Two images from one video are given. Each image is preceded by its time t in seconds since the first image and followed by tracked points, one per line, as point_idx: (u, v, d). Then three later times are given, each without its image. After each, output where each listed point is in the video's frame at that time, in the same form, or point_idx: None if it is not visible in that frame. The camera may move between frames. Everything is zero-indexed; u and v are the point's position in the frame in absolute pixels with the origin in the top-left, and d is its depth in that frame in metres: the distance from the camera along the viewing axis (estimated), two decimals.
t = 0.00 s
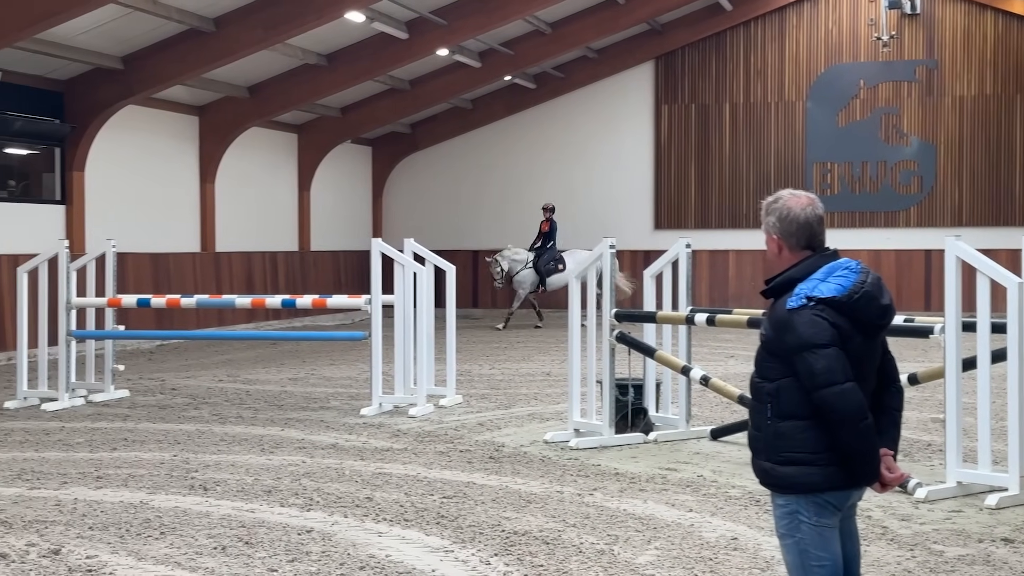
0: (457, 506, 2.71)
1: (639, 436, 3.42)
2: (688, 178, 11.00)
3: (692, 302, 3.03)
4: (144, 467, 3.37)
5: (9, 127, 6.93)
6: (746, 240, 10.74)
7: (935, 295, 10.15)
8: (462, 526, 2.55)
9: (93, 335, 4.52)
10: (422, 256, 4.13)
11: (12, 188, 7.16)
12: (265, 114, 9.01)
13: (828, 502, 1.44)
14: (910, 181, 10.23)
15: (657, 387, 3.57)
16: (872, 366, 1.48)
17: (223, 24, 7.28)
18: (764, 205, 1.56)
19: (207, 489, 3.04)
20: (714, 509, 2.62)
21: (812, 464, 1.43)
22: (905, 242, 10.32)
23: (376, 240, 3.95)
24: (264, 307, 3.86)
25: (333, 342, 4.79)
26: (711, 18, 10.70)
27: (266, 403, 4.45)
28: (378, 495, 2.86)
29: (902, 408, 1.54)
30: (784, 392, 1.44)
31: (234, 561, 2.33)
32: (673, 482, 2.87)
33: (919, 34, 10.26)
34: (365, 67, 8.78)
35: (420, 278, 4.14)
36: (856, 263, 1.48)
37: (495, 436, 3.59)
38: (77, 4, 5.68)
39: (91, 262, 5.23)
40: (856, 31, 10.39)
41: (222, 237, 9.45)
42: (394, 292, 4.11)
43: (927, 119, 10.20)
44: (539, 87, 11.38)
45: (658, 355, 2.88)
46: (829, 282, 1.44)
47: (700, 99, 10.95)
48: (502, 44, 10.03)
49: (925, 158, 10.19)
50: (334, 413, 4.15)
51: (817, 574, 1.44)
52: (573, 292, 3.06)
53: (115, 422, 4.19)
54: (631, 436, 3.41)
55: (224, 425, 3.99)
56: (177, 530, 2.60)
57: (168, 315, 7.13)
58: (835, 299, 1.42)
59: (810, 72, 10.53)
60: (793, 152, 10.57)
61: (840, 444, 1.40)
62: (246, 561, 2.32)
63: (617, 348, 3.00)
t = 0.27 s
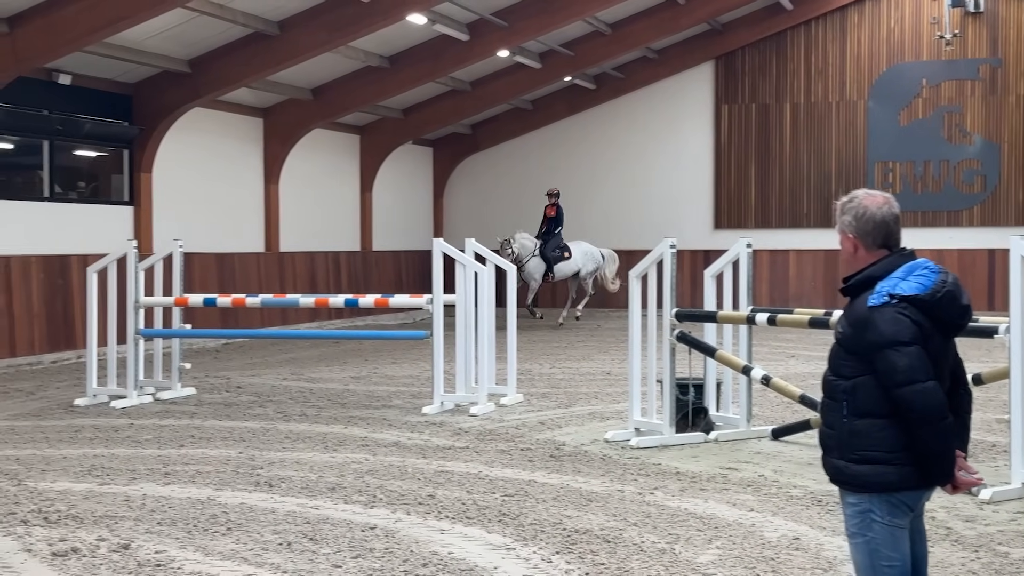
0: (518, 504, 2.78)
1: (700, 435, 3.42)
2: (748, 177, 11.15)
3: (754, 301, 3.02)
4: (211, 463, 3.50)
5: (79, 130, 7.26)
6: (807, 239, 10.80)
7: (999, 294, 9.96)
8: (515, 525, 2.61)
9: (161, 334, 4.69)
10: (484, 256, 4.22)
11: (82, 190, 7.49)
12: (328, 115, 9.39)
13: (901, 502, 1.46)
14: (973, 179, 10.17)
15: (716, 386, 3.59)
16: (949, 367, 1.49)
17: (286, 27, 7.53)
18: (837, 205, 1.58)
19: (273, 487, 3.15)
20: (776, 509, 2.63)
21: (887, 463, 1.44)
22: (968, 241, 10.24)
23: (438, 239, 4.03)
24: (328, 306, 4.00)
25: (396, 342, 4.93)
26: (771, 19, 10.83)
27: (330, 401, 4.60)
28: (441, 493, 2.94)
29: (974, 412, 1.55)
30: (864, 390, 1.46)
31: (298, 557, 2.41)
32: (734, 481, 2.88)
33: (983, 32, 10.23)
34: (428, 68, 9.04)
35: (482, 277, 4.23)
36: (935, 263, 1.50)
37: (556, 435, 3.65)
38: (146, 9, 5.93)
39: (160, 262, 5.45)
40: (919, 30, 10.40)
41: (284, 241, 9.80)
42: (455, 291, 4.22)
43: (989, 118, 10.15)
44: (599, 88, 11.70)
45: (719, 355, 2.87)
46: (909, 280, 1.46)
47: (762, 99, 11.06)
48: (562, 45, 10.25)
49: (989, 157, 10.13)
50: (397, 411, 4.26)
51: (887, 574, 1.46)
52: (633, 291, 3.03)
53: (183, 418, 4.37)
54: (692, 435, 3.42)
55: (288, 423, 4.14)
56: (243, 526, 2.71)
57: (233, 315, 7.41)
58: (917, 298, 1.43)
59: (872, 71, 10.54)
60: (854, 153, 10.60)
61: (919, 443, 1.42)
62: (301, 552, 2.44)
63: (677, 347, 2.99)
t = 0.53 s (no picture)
0: (572, 494, 2.89)
1: (747, 428, 3.51)
2: (793, 178, 11.48)
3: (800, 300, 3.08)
4: (278, 453, 3.70)
5: (154, 136, 7.73)
6: (850, 239, 11.09)
7: None
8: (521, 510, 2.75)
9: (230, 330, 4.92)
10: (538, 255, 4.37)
11: (155, 192, 7.91)
12: (388, 122, 9.79)
13: (958, 495, 1.54)
14: (1015, 181, 10.40)
15: (763, 382, 3.69)
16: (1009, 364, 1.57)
17: (349, 38, 7.89)
18: (895, 207, 1.66)
19: (337, 476, 3.31)
20: (822, 500, 2.73)
21: (948, 455, 1.53)
22: (1012, 240, 10.44)
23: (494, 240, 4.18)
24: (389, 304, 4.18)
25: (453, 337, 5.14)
26: (816, 25, 11.16)
27: (390, 395, 4.82)
28: (497, 483, 3.08)
29: None
30: (930, 383, 1.53)
31: (362, 543, 2.55)
32: (781, 473, 2.97)
33: None
34: (483, 76, 9.38)
35: (536, 276, 4.38)
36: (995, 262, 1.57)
37: (607, 428, 3.76)
38: (218, 18, 6.26)
39: (229, 261, 5.70)
40: (961, 36, 10.65)
41: (345, 242, 10.19)
42: (510, 289, 4.37)
43: None
44: (649, 93, 12.03)
45: (765, 351, 2.91)
46: (973, 278, 1.53)
47: (806, 103, 11.41)
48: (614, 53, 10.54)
49: None
50: (454, 405, 4.44)
51: (937, 564, 1.54)
52: (683, 288, 3.08)
53: (253, 411, 4.62)
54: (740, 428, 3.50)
55: (351, 416, 4.36)
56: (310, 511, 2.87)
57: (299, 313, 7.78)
58: (984, 295, 1.50)
59: (914, 75, 10.84)
60: (897, 155, 10.90)
61: (981, 437, 1.49)
62: (294, 543, 2.55)
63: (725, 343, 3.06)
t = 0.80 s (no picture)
0: (620, 485, 3.02)
1: (790, 422, 3.59)
2: (835, 180, 11.77)
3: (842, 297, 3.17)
4: (339, 444, 3.91)
5: (220, 142, 8.11)
6: (891, 239, 11.34)
7: None
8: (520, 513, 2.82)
9: (292, 327, 5.16)
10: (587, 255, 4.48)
11: (221, 195, 8.31)
12: (442, 128, 10.08)
13: None
14: None
15: (807, 376, 3.77)
16: None
17: (406, 46, 8.16)
18: (938, 208, 1.72)
19: (395, 466, 3.50)
20: (863, 492, 2.83)
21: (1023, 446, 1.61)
22: None
23: (544, 240, 4.30)
24: (445, 301, 4.36)
25: (504, 333, 5.33)
26: (857, 31, 11.40)
27: (445, 388, 5.02)
28: (548, 474, 3.22)
29: None
30: (1005, 374, 1.60)
31: (420, 531, 2.70)
32: (824, 466, 3.07)
33: None
34: (535, 82, 9.65)
35: (586, 276, 4.50)
36: None
37: (653, 421, 3.87)
38: (283, 29, 6.57)
39: (291, 261, 5.96)
40: (1001, 40, 10.85)
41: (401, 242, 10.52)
42: (560, 288, 4.49)
43: None
44: (695, 98, 12.36)
45: (809, 347, 3.02)
46: None
47: (848, 106, 11.71)
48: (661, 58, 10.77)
49: None
50: (507, 398, 4.61)
51: (997, 551, 1.63)
52: (727, 286, 3.14)
53: (315, 403, 4.87)
54: (783, 422, 3.59)
55: (408, 408, 4.58)
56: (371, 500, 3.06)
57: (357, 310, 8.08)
58: None
59: (954, 78, 11.07)
60: (938, 160, 11.13)
61: None
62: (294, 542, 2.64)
63: (769, 340, 3.13)
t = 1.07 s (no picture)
0: (667, 477, 3.11)
1: (834, 417, 3.64)
2: (879, 180, 12.06)
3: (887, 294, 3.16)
4: (395, 437, 4.09)
5: (280, 145, 8.47)
6: (934, 237, 11.63)
7: None
8: (519, 512, 2.90)
9: (348, 323, 5.37)
10: (635, 254, 4.52)
11: (280, 195, 8.64)
12: (495, 130, 10.29)
13: None
14: None
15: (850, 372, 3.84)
16: None
17: (461, 50, 8.39)
18: (998, 210, 1.88)
19: (448, 458, 3.66)
20: (907, 485, 2.89)
21: None
22: None
23: (592, 240, 4.33)
24: (496, 299, 4.49)
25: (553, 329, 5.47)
26: (901, 33, 11.63)
27: (497, 383, 5.19)
28: (597, 466, 3.33)
29: None
30: None
31: (469, 520, 2.85)
32: (867, 459, 3.13)
33: None
34: (583, 86, 9.75)
35: (634, 274, 4.55)
36: None
37: (700, 415, 3.95)
38: (340, 37, 6.82)
39: (347, 260, 6.18)
40: None
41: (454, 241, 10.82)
42: (608, 286, 4.55)
43: None
44: (740, 100, 12.68)
45: (852, 344, 3.08)
46: None
47: (892, 107, 11.97)
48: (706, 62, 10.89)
49: None
50: (556, 393, 4.73)
51: None
52: (771, 284, 3.17)
53: (371, 397, 5.07)
54: (827, 417, 3.63)
55: (461, 402, 4.74)
56: (424, 492, 3.22)
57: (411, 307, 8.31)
58: None
59: (997, 80, 11.36)
60: (981, 159, 11.41)
61: None
62: (295, 541, 2.73)
63: (813, 337, 3.17)
